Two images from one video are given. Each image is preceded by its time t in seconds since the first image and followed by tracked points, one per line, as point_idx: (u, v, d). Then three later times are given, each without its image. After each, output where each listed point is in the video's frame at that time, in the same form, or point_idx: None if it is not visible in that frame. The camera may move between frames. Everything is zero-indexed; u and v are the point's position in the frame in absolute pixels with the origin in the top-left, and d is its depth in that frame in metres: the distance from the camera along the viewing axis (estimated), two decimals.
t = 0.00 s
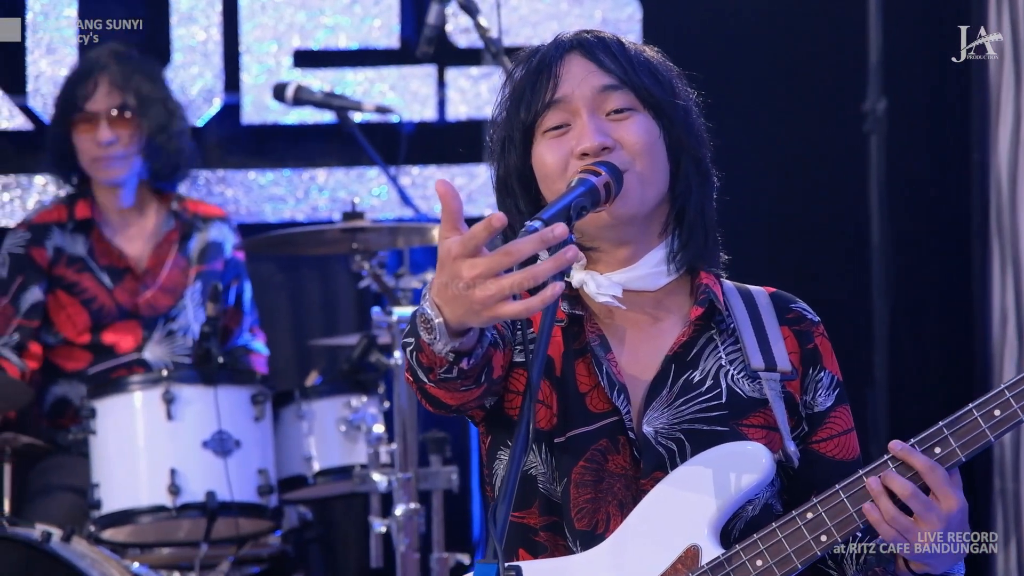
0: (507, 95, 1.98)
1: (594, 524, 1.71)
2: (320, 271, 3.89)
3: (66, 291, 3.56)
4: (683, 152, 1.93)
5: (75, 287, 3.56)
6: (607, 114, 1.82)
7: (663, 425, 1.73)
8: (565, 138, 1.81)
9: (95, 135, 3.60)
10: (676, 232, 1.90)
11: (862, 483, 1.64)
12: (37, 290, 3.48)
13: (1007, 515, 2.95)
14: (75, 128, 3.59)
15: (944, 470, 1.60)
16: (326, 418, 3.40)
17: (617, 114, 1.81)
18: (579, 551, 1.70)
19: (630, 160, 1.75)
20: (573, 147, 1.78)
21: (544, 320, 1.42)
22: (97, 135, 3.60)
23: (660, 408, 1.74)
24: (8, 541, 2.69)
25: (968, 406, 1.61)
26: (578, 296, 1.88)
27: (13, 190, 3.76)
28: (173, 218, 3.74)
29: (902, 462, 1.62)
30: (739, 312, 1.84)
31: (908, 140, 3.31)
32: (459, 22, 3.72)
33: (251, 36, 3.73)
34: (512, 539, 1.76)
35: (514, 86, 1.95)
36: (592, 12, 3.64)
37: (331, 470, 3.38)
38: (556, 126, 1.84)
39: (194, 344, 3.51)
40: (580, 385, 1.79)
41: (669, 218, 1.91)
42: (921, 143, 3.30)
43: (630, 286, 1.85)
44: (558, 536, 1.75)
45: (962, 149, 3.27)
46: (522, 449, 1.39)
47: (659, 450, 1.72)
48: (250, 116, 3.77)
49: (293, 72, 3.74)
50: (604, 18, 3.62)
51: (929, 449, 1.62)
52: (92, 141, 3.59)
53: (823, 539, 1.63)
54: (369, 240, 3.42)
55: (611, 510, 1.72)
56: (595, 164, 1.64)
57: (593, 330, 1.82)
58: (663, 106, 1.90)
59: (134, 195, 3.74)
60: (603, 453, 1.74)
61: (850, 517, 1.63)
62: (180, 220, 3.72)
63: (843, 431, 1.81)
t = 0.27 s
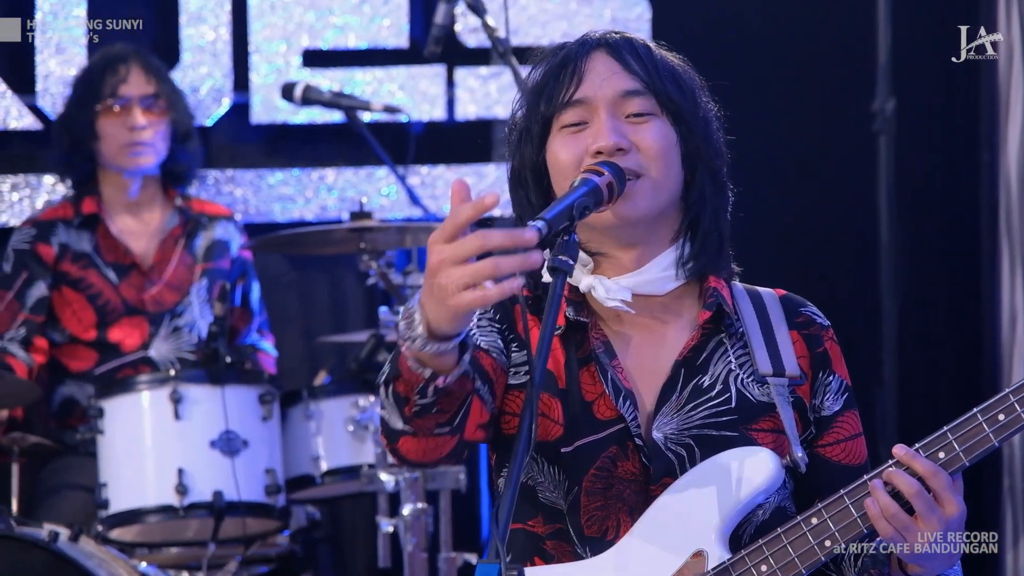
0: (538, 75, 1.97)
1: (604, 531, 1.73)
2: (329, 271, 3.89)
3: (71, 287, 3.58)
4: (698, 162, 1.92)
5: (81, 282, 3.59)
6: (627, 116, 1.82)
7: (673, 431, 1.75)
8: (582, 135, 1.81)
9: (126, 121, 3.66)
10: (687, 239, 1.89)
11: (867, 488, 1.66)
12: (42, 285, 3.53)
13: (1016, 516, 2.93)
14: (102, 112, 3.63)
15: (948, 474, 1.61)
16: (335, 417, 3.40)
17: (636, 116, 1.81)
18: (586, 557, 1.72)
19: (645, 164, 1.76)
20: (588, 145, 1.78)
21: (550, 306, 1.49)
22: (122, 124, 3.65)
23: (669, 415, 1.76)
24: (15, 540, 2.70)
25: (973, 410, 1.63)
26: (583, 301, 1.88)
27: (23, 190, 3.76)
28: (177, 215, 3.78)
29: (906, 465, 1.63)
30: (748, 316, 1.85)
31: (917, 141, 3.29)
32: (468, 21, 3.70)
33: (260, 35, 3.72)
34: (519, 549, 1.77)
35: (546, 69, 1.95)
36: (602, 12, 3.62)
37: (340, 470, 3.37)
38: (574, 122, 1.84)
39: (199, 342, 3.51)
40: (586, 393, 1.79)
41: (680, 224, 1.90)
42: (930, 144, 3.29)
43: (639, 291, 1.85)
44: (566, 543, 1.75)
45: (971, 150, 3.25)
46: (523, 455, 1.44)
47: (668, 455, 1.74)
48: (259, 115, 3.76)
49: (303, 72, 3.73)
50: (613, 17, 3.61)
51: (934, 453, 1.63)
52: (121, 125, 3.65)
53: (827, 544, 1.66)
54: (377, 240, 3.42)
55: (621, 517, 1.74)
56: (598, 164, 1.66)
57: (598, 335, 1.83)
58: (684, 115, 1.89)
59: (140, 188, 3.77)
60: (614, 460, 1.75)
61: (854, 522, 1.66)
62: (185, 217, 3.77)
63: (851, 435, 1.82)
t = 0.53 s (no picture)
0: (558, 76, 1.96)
1: (614, 528, 1.74)
2: (333, 271, 3.89)
3: (77, 290, 3.59)
4: (707, 177, 1.90)
5: (86, 286, 3.59)
6: (640, 121, 1.82)
7: (677, 432, 1.74)
8: (594, 134, 1.82)
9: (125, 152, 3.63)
10: (692, 247, 1.87)
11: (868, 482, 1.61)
12: (48, 287, 3.53)
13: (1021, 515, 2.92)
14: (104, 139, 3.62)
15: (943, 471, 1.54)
16: (338, 417, 3.39)
17: (650, 121, 1.81)
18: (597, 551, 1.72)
19: (653, 170, 1.76)
20: (597, 144, 1.79)
21: (550, 303, 1.54)
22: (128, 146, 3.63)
23: (673, 416, 1.75)
24: (18, 541, 2.70)
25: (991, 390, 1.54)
26: (585, 304, 1.88)
27: (27, 189, 3.76)
28: (186, 222, 3.74)
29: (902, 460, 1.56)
30: (753, 312, 1.84)
31: (921, 141, 3.28)
32: (473, 21, 3.70)
33: (265, 35, 3.71)
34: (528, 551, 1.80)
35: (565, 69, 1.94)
36: (607, 12, 3.63)
37: (343, 469, 3.36)
38: (588, 120, 1.85)
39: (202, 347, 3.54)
40: (581, 398, 1.79)
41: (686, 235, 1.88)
42: (934, 143, 3.28)
43: (642, 297, 1.83)
44: (572, 541, 1.76)
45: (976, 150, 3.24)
46: (521, 457, 1.47)
47: (673, 457, 1.73)
48: (264, 115, 3.77)
49: (308, 71, 3.73)
50: (619, 17, 3.62)
51: (930, 447, 1.56)
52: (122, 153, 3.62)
53: (827, 538, 1.61)
54: (380, 239, 3.42)
55: (631, 515, 1.74)
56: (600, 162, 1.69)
57: (596, 338, 1.83)
58: (699, 125, 1.87)
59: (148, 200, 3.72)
60: (615, 463, 1.75)
61: (854, 517, 1.60)
62: (194, 224, 3.73)
63: (860, 429, 1.78)
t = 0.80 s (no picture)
0: (557, 66, 1.94)
1: (599, 515, 1.74)
2: (330, 270, 3.89)
3: (82, 295, 3.62)
4: (710, 170, 1.86)
5: (91, 292, 3.62)
6: (637, 123, 1.80)
7: (659, 417, 1.73)
8: (589, 133, 1.81)
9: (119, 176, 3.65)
10: (686, 239, 1.84)
11: (840, 471, 1.56)
12: (51, 292, 3.55)
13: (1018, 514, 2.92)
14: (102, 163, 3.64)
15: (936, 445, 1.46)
16: (335, 417, 3.39)
17: (646, 124, 1.79)
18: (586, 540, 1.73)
19: (644, 174, 1.75)
20: (591, 145, 1.78)
21: (543, 304, 1.55)
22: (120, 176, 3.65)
23: (656, 401, 1.74)
24: (17, 540, 2.70)
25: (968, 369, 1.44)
26: (575, 298, 1.91)
27: (24, 189, 3.73)
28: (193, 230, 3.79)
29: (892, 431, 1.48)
30: (743, 298, 1.81)
31: (920, 141, 3.28)
32: (471, 20, 3.70)
33: (262, 34, 3.71)
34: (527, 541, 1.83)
35: (564, 62, 1.92)
36: (605, 12, 3.64)
37: (339, 469, 3.37)
38: (585, 119, 1.83)
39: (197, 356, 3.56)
40: (560, 390, 1.81)
41: (682, 228, 1.86)
42: (933, 143, 3.28)
43: (631, 284, 1.83)
44: (562, 530, 1.77)
45: (974, 149, 3.24)
46: (514, 456, 1.47)
47: (654, 443, 1.72)
48: (261, 114, 3.76)
49: (305, 71, 3.73)
50: (616, 18, 3.62)
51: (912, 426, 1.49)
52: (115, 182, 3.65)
53: (800, 526, 1.57)
54: (376, 239, 3.42)
55: (616, 501, 1.74)
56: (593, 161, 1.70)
57: (580, 329, 1.85)
58: (697, 125, 1.83)
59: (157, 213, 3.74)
60: (595, 452, 1.76)
61: (826, 505, 1.56)
62: (200, 232, 3.78)
63: (854, 415, 1.72)
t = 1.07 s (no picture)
0: (565, 62, 1.94)
1: (589, 515, 1.75)
2: (328, 270, 3.89)
3: (81, 301, 3.64)
4: (709, 175, 1.85)
5: (91, 299, 3.65)
6: (635, 124, 1.80)
7: (646, 418, 1.74)
8: (588, 130, 1.81)
9: (120, 189, 3.66)
10: (681, 241, 1.83)
11: (805, 474, 1.56)
12: (50, 300, 3.58)
13: (1016, 513, 2.93)
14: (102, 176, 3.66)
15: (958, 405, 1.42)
16: (331, 417, 3.39)
17: (644, 125, 1.79)
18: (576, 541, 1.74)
19: (639, 176, 1.76)
20: (588, 143, 1.79)
21: (539, 304, 1.56)
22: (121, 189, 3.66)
23: (642, 402, 1.75)
24: (13, 540, 2.69)
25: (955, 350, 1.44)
26: (572, 298, 1.92)
27: (22, 189, 3.73)
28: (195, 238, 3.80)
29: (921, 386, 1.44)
30: (735, 300, 1.79)
31: (919, 140, 3.28)
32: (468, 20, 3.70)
33: (259, 34, 3.71)
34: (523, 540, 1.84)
35: (572, 58, 1.92)
36: (602, 11, 3.64)
37: (336, 468, 3.37)
38: (586, 115, 1.84)
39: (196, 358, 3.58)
40: (552, 391, 1.82)
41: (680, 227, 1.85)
42: (932, 142, 3.28)
43: (627, 284, 1.83)
44: (554, 530, 1.79)
45: (973, 148, 3.24)
46: (509, 456, 1.48)
47: (640, 443, 1.73)
48: (259, 114, 3.77)
49: (303, 70, 3.73)
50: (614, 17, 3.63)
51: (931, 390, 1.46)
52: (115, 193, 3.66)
53: (767, 528, 1.57)
54: (373, 238, 3.42)
55: (605, 501, 1.74)
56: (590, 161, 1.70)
57: (575, 332, 1.87)
58: (696, 126, 1.82)
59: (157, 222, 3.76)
60: (585, 453, 1.77)
61: (791, 508, 1.56)
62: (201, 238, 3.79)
63: (846, 413, 1.69)
